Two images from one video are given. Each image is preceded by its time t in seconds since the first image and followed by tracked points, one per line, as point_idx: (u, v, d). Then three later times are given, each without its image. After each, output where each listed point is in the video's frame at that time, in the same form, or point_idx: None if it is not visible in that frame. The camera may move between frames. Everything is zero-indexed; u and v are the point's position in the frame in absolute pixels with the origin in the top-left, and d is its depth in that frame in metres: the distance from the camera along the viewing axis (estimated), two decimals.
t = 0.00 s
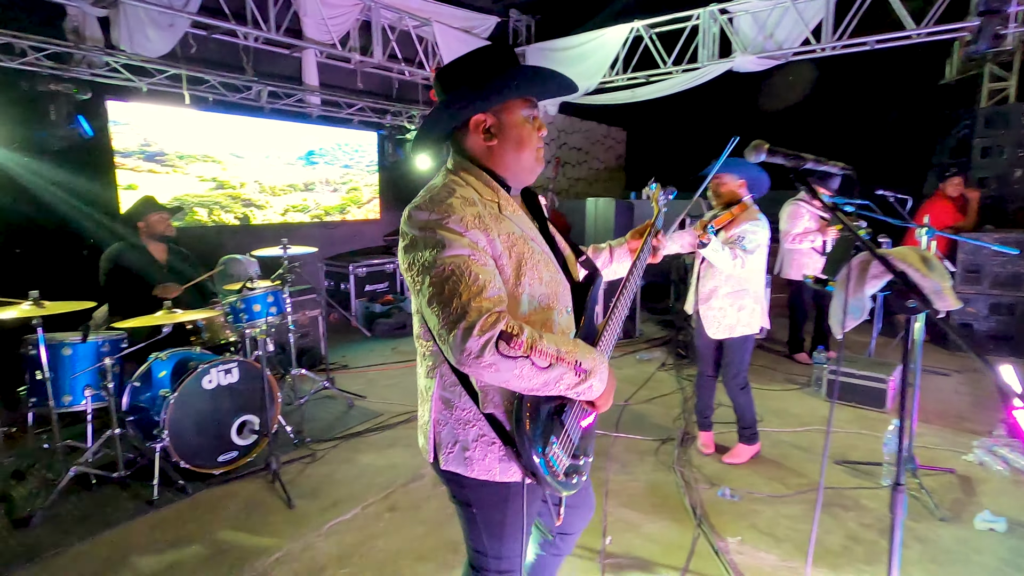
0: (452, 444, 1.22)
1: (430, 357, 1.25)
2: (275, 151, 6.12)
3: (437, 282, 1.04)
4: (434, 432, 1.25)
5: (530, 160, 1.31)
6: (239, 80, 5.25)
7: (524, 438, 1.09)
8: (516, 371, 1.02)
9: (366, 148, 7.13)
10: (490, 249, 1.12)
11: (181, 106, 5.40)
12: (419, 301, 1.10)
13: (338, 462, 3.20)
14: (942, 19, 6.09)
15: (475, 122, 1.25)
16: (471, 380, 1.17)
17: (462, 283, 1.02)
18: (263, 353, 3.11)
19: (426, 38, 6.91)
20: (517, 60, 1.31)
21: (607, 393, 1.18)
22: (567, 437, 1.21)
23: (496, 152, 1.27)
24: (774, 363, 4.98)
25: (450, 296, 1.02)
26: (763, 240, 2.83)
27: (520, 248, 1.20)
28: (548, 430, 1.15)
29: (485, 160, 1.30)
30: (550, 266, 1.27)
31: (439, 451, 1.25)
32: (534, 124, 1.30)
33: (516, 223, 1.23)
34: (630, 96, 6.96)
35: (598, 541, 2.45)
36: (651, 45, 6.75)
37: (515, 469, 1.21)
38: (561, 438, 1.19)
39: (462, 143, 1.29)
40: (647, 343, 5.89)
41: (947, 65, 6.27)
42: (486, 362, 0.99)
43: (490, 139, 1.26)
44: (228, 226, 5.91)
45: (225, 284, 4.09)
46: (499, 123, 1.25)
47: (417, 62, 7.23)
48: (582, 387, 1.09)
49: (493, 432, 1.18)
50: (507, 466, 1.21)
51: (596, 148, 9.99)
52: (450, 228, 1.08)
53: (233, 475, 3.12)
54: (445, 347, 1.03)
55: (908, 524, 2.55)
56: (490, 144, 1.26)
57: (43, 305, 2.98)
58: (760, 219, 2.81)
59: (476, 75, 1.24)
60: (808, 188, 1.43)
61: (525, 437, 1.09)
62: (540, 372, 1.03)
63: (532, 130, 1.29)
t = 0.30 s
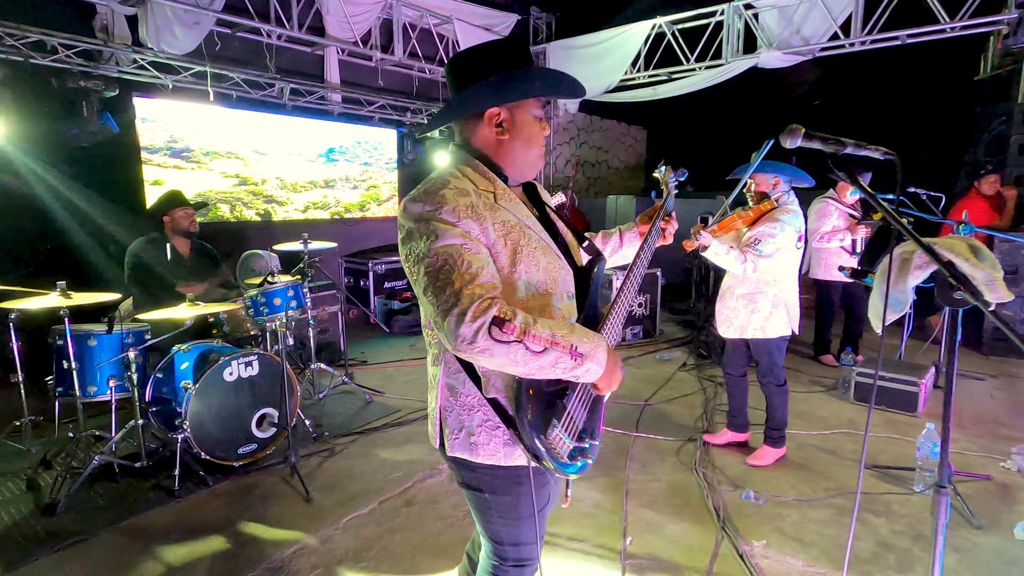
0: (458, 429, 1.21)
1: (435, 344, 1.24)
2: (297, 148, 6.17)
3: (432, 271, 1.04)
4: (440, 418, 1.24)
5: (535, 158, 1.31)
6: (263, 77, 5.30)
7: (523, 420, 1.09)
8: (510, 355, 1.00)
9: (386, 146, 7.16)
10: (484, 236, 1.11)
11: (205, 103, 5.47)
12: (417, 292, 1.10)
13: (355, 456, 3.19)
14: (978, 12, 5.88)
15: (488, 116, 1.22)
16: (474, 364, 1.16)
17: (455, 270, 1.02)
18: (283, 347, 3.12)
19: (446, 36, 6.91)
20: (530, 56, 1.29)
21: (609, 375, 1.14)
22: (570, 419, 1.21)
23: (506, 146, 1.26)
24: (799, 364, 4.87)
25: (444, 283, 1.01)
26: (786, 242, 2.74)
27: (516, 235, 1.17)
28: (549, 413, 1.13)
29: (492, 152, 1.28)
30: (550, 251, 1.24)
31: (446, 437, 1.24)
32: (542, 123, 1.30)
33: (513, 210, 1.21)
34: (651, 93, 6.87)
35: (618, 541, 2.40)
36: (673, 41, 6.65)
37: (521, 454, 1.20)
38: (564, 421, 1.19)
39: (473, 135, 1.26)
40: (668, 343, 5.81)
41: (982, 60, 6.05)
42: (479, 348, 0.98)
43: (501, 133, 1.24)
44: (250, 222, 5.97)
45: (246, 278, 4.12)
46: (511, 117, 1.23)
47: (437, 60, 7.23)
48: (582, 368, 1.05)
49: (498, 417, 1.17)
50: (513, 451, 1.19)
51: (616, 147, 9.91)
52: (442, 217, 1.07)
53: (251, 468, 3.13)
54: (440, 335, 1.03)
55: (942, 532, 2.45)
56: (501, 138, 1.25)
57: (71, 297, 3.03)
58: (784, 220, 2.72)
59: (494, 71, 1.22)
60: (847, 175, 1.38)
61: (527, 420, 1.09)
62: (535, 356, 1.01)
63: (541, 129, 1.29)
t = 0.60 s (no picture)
0: (440, 417, 1.34)
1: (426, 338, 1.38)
2: (303, 152, 6.20)
3: (422, 272, 1.17)
4: (427, 405, 1.37)
5: (526, 170, 1.45)
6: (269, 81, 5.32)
7: (497, 413, 1.20)
8: (488, 352, 1.10)
9: (391, 149, 7.18)
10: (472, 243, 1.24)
11: (211, 107, 5.49)
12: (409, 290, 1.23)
13: (362, 460, 3.20)
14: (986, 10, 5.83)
15: (482, 134, 1.37)
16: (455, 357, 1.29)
17: (442, 273, 1.15)
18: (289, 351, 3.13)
19: (451, 39, 6.92)
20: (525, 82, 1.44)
21: (579, 378, 1.23)
22: (542, 414, 1.31)
23: (497, 160, 1.41)
24: (806, 366, 4.84)
25: (432, 283, 1.15)
26: (786, 239, 2.72)
27: (501, 244, 1.31)
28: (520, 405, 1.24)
29: (486, 165, 1.43)
30: (532, 260, 1.37)
31: (431, 424, 1.37)
32: (533, 139, 1.43)
33: (501, 221, 1.35)
34: (656, 94, 6.85)
35: (626, 546, 2.39)
36: (678, 42, 6.61)
37: (494, 443, 1.30)
38: (536, 415, 1.30)
39: (468, 151, 1.41)
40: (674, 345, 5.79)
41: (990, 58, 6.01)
42: (459, 342, 1.09)
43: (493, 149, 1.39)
44: (256, 226, 5.98)
45: (252, 282, 4.13)
46: (503, 135, 1.38)
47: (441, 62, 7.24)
48: (554, 369, 1.15)
49: (474, 406, 1.29)
50: (487, 439, 1.30)
51: (620, 148, 9.91)
52: (433, 223, 1.21)
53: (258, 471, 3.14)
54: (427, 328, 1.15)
55: (954, 536, 2.43)
56: (493, 153, 1.39)
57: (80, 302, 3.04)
58: (785, 217, 2.70)
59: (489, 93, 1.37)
60: (857, 179, 1.38)
61: (501, 412, 1.20)
62: (510, 354, 1.10)
63: (530, 144, 1.43)
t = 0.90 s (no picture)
0: (431, 396, 1.51)
1: (424, 324, 1.55)
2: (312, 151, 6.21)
3: (418, 256, 1.32)
4: (422, 386, 1.55)
5: (527, 174, 1.56)
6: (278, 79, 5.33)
7: (478, 390, 1.35)
8: (468, 330, 1.24)
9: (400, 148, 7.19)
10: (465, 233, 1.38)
11: (222, 106, 5.52)
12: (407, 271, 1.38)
13: (371, 458, 3.20)
14: (1001, 8, 5.74)
15: (488, 138, 1.49)
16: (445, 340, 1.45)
17: (435, 257, 1.30)
18: (299, 350, 3.14)
19: (459, 38, 6.92)
20: (530, 96, 1.57)
21: (556, 363, 1.38)
22: (520, 398, 1.47)
23: (501, 164, 1.52)
24: (817, 368, 4.80)
25: (426, 266, 1.30)
26: (790, 238, 2.69)
27: (494, 237, 1.44)
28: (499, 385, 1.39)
29: (490, 168, 1.54)
30: (522, 253, 1.49)
31: (423, 403, 1.53)
32: (534, 146, 1.56)
33: (497, 217, 1.48)
34: (665, 94, 6.80)
35: (636, 548, 2.38)
36: (688, 41, 6.55)
37: (476, 421, 1.45)
38: (516, 400, 1.47)
39: (474, 153, 1.53)
40: (683, 346, 5.76)
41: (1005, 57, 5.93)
42: (443, 319, 1.23)
43: (497, 153, 1.51)
44: (266, 225, 5.99)
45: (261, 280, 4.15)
46: (507, 140, 1.50)
47: (450, 62, 7.24)
48: (529, 351, 1.29)
49: (459, 386, 1.45)
50: (470, 417, 1.46)
51: (629, 147, 9.88)
52: (431, 213, 1.35)
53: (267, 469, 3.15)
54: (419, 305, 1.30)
55: (969, 541, 2.39)
56: (497, 156, 1.51)
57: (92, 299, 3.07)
58: (788, 215, 2.69)
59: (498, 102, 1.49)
60: (876, 180, 1.39)
61: (482, 391, 1.36)
62: (489, 334, 1.24)
63: (532, 151, 1.55)
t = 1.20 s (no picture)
0: (430, 386, 1.52)
1: (424, 316, 1.56)
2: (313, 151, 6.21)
3: (419, 245, 1.33)
4: (421, 377, 1.56)
5: (525, 176, 1.58)
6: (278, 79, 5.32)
7: (475, 376, 1.36)
8: (467, 316, 1.25)
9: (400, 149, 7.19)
10: (466, 224, 1.39)
11: (223, 106, 5.52)
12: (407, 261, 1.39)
13: (374, 458, 3.21)
14: (999, 11, 5.76)
15: (488, 139, 1.50)
16: (445, 330, 1.46)
17: (436, 246, 1.31)
18: (301, 350, 3.14)
19: (459, 38, 6.91)
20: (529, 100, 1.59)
21: (553, 353, 1.41)
22: (520, 387, 1.48)
23: (500, 165, 1.53)
24: (816, 369, 4.81)
25: (427, 254, 1.30)
26: (790, 238, 2.70)
27: (495, 230, 1.45)
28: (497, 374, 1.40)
29: (490, 169, 1.55)
30: (520, 248, 1.50)
31: (422, 395, 1.54)
32: (532, 149, 1.57)
33: (497, 211, 1.49)
34: (665, 94, 6.81)
35: (639, 548, 2.38)
36: (687, 41, 6.55)
37: (475, 410, 1.46)
38: (513, 386, 1.46)
39: (473, 155, 1.54)
40: (683, 346, 5.77)
41: (1003, 59, 5.95)
42: (444, 305, 1.24)
43: (496, 154, 1.52)
44: (266, 225, 5.98)
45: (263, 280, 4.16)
46: (507, 142, 1.51)
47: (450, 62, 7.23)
48: (527, 338, 1.31)
49: (459, 375, 1.46)
50: (469, 408, 1.47)
51: (628, 148, 9.89)
52: (433, 205, 1.36)
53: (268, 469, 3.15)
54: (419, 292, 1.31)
55: (969, 541, 2.41)
56: (496, 157, 1.52)
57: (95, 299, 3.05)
58: (786, 216, 2.70)
59: (498, 104, 1.50)
60: (882, 183, 1.43)
61: (480, 376, 1.37)
62: (488, 320, 1.26)
63: (530, 154, 1.56)
